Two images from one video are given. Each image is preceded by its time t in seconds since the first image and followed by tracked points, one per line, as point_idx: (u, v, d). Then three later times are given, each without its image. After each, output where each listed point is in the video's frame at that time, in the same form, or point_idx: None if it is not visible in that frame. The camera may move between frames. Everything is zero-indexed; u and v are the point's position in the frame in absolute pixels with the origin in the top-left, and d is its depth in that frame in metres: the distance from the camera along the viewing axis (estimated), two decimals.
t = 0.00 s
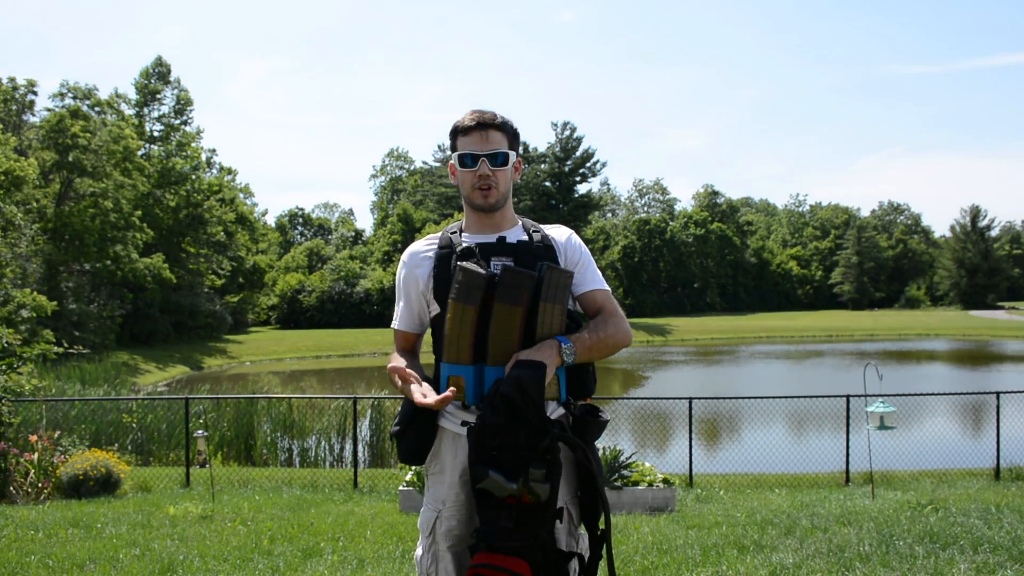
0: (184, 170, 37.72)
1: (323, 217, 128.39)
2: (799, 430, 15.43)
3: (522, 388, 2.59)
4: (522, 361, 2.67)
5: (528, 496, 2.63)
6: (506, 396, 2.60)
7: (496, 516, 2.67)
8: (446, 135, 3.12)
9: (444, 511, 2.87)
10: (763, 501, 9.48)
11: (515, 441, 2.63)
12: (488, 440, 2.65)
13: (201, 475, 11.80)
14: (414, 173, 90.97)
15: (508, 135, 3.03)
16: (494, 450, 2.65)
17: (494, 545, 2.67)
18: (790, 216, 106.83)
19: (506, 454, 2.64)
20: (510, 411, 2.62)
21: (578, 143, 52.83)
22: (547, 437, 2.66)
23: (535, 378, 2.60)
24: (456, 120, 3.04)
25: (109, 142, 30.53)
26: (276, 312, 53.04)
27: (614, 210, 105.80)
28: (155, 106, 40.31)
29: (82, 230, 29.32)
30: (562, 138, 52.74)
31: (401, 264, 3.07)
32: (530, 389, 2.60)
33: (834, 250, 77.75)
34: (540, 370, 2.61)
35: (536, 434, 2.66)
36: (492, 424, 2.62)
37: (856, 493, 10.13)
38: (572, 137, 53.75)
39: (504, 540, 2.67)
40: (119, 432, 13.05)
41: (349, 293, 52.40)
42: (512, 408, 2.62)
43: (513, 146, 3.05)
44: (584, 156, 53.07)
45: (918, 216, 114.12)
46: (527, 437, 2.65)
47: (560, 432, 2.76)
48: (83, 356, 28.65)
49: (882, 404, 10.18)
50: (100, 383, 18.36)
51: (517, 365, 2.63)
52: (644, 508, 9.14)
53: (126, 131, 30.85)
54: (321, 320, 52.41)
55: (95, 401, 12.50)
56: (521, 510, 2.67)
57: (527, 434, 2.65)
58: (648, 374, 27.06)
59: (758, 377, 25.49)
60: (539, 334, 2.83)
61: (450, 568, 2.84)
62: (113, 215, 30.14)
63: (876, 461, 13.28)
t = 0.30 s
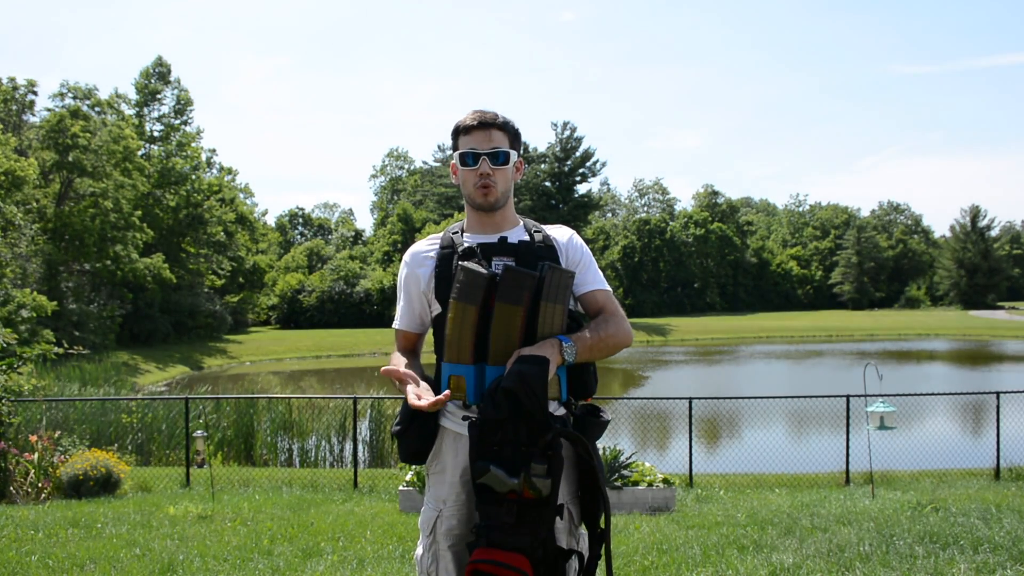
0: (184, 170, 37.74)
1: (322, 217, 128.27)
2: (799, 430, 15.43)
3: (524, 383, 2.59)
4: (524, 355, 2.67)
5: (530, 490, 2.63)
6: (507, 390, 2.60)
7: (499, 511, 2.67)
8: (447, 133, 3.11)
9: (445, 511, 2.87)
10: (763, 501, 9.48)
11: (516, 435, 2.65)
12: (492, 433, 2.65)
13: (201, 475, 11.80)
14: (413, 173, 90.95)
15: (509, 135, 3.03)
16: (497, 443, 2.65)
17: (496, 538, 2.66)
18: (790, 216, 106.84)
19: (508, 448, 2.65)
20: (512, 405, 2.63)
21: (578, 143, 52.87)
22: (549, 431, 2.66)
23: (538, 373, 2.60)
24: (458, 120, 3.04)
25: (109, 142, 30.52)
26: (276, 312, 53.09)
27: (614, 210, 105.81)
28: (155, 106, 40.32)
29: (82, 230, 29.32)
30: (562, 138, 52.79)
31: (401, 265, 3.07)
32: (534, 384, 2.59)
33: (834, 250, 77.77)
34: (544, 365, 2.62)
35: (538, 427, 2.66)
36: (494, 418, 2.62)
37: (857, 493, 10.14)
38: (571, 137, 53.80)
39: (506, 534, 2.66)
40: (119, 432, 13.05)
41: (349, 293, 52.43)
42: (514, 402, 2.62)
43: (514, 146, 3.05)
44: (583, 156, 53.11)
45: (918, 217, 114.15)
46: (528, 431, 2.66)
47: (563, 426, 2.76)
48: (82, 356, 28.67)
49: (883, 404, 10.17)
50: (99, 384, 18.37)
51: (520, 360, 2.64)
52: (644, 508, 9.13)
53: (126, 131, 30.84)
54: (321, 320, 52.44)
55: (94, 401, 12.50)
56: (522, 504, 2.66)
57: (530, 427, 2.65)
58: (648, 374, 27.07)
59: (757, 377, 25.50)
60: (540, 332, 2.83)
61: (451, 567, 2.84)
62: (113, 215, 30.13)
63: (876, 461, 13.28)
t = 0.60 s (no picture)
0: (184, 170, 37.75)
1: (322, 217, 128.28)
2: (799, 430, 15.43)
3: (526, 377, 2.60)
4: (527, 351, 2.68)
5: (530, 486, 2.63)
6: (510, 385, 2.60)
7: (499, 506, 2.66)
8: (448, 136, 3.11)
9: (444, 510, 2.88)
10: (763, 501, 9.49)
11: (518, 429, 2.64)
12: (493, 430, 2.65)
13: (201, 475, 11.80)
14: (414, 173, 90.99)
15: (509, 136, 3.03)
16: (498, 440, 2.65)
17: (495, 534, 2.67)
18: (789, 216, 106.85)
19: (509, 443, 2.65)
20: (514, 401, 2.62)
21: (578, 143, 52.88)
22: (551, 427, 2.66)
23: (540, 368, 2.61)
24: (458, 122, 3.04)
25: (109, 142, 30.52)
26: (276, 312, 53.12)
27: (614, 210, 105.82)
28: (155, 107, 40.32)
29: (82, 230, 29.33)
30: (562, 138, 52.80)
31: (403, 265, 3.08)
32: (535, 380, 2.60)
33: (834, 250, 77.78)
34: (545, 361, 2.62)
35: (539, 424, 2.66)
36: (496, 413, 2.62)
37: (856, 493, 10.14)
38: (572, 137, 53.83)
39: (505, 530, 2.66)
40: (120, 432, 13.06)
41: (349, 293, 52.44)
42: (516, 398, 2.62)
43: (514, 147, 3.05)
44: (583, 156, 53.11)
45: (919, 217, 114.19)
46: (530, 428, 2.65)
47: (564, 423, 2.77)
48: (83, 356, 28.69)
49: (883, 404, 10.17)
50: (100, 384, 18.39)
51: (523, 356, 2.64)
52: (644, 508, 9.13)
53: (126, 131, 30.83)
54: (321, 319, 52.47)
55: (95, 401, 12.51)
56: (523, 501, 2.66)
57: (532, 424, 2.64)
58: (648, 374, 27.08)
59: (758, 377, 25.50)
60: (541, 331, 2.83)
61: (450, 567, 2.84)
62: (114, 215, 30.14)
63: (876, 461, 13.28)
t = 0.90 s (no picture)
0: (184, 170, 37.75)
1: (322, 217, 128.23)
2: (799, 430, 15.43)
3: (526, 371, 2.60)
4: (527, 344, 2.68)
5: (530, 479, 2.63)
6: (510, 379, 2.60)
7: (499, 499, 2.67)
8: (447, 136, 3.12)
9: (444, 510, 2.88)
10: (764, 501, 9.49)
11: (519, 419, 2.64)
12: (493, 422, 2.66)
13: (201, 475, 11.79)
14: (414, 173, 91.01)
15: (509, 137, 3.03)
16: (498, 433, 2.65)
17: (496, 527, 2.67)
18: (789, 216, 106.85)
19: (509, 436, 2.65)
20: (514, 395, 2.62)
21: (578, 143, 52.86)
22: (552, 419, 2.66)
23: (540, 361, 2.60)
24: (458, 121, 3.04)
25: (109, 142, 30.50)
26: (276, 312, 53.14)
27: (614, 210, 105.83)
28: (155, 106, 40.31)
29: (82, 230, 29.33)
30: (562, 138, 52.78)
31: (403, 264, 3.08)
32: (535, 372, 2.60)
33: (834, 250, 77.79)
34: (545, 353, 2.62)
35: (539, 417, 2.66)
36: (496, 407, 2.62)
37: (856, 493, 10.14)
38: (572, 137, 53.83)
39: (506, 523, 2.67)
40: (120, 432, 13.04)
41: (349, 293, 52.43)
42: (517, 392, 2.62)
43: (514, 147, 3.05)
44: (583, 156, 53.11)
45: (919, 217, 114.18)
46: (530, 421, 2.66)
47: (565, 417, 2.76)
48: (82, 356, 28.68)
49: (883, 404, 10.17)
50: (99, 384, 18.39)
51: (523, 348, 2.64)
52: (644, 508, 9.13)
53: (126, 131, 30.81)
54: (321, 319, 52.47)
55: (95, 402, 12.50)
56: (523, 495, 2.66)
57: (532, 417, 2.65)
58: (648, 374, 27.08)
59: (757, 377, 25.51)
60: (541, 328, 2.83)
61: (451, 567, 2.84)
62: (114, 215, 30.14)
63: (876, 461, 13.29)
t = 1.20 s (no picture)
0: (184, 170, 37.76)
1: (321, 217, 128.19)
2: (799, 430, 15.43)
3: (525, 368, 2.59)
4: (526, 342, 2.68)
5: (529, 476, 2.63)
6: (509, 376, 2.60)
7: (498, 497, 2.67)
8: (447, 135, 3.12)
9: (444, 511, 2.88)
10: (764, 501, 9.49)
11: (519, 417, 2.65)
12: (493, 421, 2.66)
13: (201, 475, 11.79)
14: (414, 173, 91.03)
15: (509, 137, 3.03)
16: (498, 430, 2.66)
17: (496, 525, 2.67)
18: (789, 216, 106.83)
19: (509, 434, 2.66)
20: (514, 392, 2.62)
21: (578, 143, 52.84)
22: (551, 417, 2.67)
23: (538, 358, 2.60)
24: (457, 121, 3.04)
25: (109, 142, 30.50)
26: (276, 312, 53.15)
27: (614, 210, 105.85)
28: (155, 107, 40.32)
29: (82, 230, 29.32)
30: (562, 138, 52.77)
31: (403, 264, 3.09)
32: (535, 368, 2.60)
33: (834, 250, 77.77)
34: (544, 350, 2.62)
35: (538, 414, 2.66)
36: (495, 404, 2.62)
37: (857, 493, 10.14)
38: (571, 137, 53.82)
39: (505, 521, 2.67)
40: (119, 433, 13.03)
41: (349, 293, 52.43)
42: (517, 390, 2.62)
43: (514, 148, 3.05)
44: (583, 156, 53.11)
45: (919, 217, 114.15)
46: (530, 418, 2.66)
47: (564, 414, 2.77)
48: (82, 355, 28.68)
49: (883, 404, 10.16)
50: (100, 384, 18.41)
51: (522, 346, 2.64)
52: (644, 508, 9.14)
53: (126, 131, 30.81)
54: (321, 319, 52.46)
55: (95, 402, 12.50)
56: (522, 492, 2.66)
57: (531, 414, 2.65)
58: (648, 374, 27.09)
59: (756, 377, 25.52)
60: (540, 328, 2.83)
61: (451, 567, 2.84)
62: (114, 215, 30.15)
63: (876, 461, 13.29)
